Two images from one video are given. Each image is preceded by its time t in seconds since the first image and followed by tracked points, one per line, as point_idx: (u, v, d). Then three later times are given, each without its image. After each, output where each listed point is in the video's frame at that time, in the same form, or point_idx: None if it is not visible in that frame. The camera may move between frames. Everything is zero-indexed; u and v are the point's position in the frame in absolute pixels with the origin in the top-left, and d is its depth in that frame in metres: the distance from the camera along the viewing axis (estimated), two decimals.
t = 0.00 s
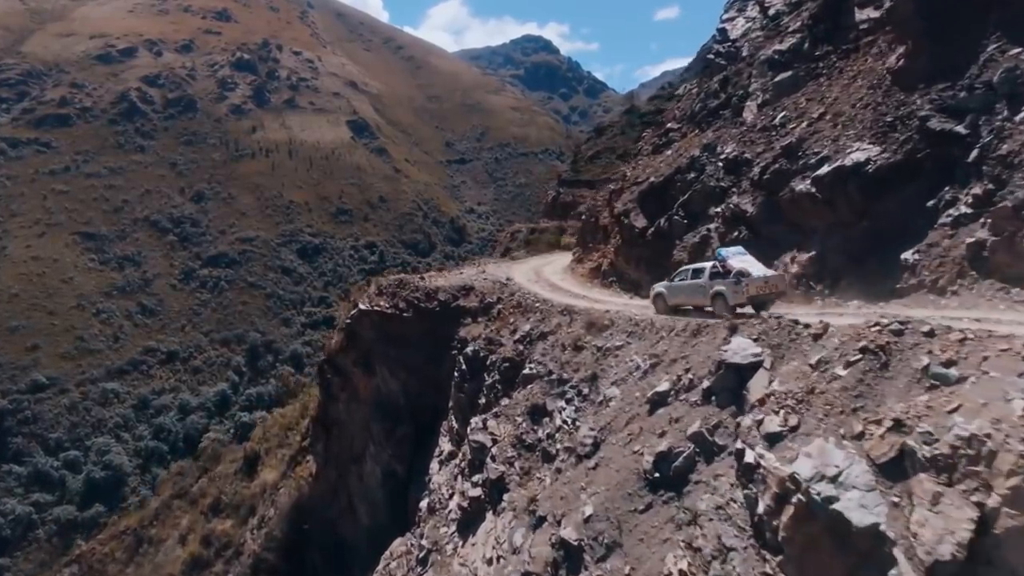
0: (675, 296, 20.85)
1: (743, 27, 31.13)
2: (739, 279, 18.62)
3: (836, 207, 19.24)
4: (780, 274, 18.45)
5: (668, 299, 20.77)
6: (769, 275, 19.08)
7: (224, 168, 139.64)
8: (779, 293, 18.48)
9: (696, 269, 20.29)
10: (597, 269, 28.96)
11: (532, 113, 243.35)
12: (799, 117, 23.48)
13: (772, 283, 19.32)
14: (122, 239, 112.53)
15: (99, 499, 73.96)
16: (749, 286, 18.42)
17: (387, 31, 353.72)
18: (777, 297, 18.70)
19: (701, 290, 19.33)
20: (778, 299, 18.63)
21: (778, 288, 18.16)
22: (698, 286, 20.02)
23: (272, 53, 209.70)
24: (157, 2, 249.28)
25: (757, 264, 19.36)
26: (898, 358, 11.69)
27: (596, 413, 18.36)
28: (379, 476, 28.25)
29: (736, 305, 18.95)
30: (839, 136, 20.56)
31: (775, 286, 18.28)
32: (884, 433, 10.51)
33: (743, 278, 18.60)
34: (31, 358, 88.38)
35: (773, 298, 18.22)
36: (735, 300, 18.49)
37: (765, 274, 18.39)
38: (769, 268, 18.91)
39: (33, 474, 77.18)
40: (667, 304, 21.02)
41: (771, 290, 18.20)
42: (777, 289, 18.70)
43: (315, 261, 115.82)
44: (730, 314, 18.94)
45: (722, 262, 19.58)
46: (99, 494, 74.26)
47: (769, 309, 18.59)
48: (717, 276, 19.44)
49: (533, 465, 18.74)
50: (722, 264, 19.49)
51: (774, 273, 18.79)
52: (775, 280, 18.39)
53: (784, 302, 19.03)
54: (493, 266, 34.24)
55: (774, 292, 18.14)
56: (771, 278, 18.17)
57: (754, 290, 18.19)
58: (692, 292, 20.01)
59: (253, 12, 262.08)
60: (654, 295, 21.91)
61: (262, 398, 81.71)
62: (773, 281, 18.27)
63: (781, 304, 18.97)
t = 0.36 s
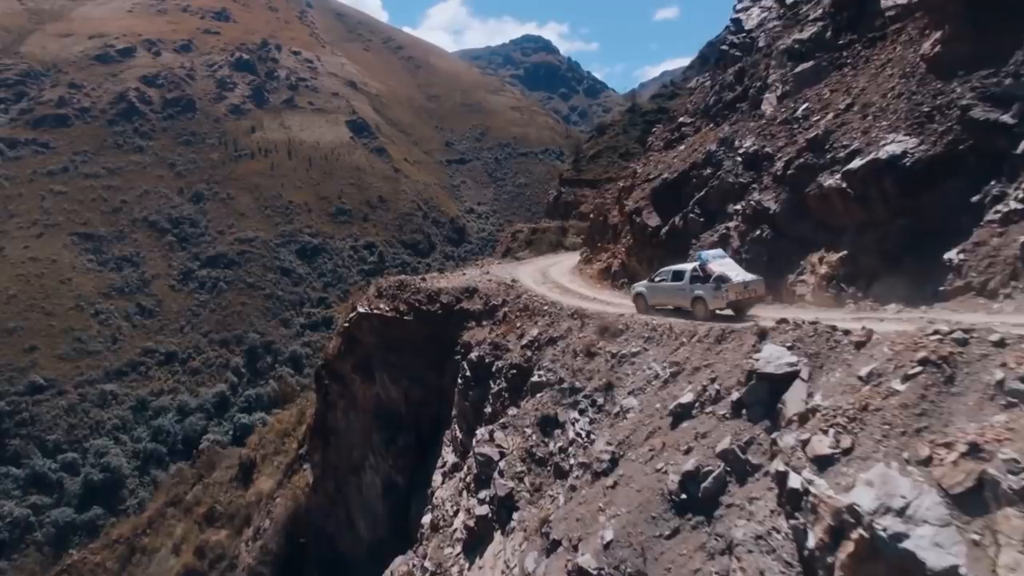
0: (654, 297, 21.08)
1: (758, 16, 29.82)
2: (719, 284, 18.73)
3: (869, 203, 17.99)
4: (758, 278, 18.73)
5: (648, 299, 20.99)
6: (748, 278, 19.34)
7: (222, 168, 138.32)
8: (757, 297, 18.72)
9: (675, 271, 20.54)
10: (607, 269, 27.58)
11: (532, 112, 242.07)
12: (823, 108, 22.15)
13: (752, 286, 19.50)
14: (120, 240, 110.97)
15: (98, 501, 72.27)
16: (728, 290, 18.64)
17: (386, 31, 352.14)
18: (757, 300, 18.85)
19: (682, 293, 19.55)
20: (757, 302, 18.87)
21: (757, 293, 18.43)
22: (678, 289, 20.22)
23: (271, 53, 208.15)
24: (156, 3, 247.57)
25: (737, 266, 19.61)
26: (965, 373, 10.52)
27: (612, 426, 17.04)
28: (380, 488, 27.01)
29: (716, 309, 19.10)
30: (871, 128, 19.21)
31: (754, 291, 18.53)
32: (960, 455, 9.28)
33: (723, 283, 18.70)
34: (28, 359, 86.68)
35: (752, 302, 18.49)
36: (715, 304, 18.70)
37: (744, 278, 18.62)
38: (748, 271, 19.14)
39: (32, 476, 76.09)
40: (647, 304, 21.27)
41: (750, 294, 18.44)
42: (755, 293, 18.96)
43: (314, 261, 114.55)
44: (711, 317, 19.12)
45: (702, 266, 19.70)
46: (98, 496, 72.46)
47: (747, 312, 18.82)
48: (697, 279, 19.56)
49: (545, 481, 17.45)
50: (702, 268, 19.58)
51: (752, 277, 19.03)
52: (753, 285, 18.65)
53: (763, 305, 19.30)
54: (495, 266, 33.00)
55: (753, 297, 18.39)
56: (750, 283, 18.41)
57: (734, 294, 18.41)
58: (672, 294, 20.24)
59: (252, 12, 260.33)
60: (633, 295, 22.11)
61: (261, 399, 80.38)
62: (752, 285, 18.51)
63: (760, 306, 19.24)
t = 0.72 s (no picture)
0: (635, 295, 21.35)
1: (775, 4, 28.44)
2: (699, 283, 18.96)
3: (909, 198, 16.64)
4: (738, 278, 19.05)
5: (628, 298, 21.27)
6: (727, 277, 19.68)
7: (221, 168, 136.75)
8: (737, 296, 19.00)
9: (656, 270, 20.84)
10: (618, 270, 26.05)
11: (532, 112, 240.83)
12: (851, 98, 20.71)
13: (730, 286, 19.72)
14: (118, 241, 109.15)
15: (95, 503, 71.84)
16: (708, 288, 18.87)
17: (384, 30, 350.17)
18: (737, 299, 19.03)
19: (662, 291, 19.85)
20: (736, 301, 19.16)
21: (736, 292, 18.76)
22: (659, 288, 20.42)
23: (270, 53, 206.32)
24: (154, 3, 245.38)
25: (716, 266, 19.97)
26: None
27: (631, 441, 15.61)
28: (378, 501, 25.61)
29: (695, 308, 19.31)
30: (906, 117, 17.81)
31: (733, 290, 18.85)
32: None
33: (703, 282, 18.92)
34: (26, 361, 84.73)
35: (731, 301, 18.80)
36: (693, 303, 19.00)
37: (724, 277, 18.92)
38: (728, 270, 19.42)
39: (28, 479, 73.98)
40: (627, 303, 21.54)
41: (729, 293, 18.75)
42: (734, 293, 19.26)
43: (314, 262, 113.14)
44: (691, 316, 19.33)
45: (682, 265, 19.94)
46: (96, 498, 71.98)
47: (726, 310, 19.10)
48: (677, 279, 19.79)
49: (558, 501, 15.99)
50: (682, 267, 19.81)
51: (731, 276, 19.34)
52: (732, 284, 18.97)
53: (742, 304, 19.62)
54: (496, 268, 31.70)
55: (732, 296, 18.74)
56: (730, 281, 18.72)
57: (713, 292, 18.66)
58: (652, 293, 20.51)
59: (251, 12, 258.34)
60: (613, 294, 22.32)
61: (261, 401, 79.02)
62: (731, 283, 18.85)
63: (740, 305, 19.52)
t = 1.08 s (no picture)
0: (615, 295, 21.08)
1: None
2: (677, 286, 18.75)
3: (959, 194, 15.22)
4: (718, 281, 18.79)
5: (609, 297, 20.93)
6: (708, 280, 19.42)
7: (220, 168, 135.13)
8: (716, 299, 18.75)
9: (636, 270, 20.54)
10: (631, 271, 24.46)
11: (532, 113, 239.46)
12: (883, 85, 19.17)
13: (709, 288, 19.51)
14: (117, 242, 107.25)
15: (94, 506, 70.47)
16: (687, 292, 18.57)
17: (384, 31, 348.25)
18: (716, 302, 18.83)
19: (641, 293, 19.55)
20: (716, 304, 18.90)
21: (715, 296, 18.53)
22: (638, 288, 20.20)
23: (269, 53, 204.52)
24: (153, 3, 243.23)
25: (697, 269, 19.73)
26: None
27: (651, 463, 14.08)
28: (373, 519, 24.08)
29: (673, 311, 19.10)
30: (951, 104, 16.29)
31: (712, 294, 18.59)
32: None
33: (681, 285, 18.71)
34: (24, 363, 83.11)
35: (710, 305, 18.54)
36: (672, 307, 18.73)
37: (703, 280, 18.66)
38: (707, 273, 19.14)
39: (25, 481, 73.22)
40: (608, 302, 21.22)
41: (708, 297, 18.48)
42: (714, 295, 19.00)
43: (313, 262, 111.70)
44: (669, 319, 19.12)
45: (660, 267, 19.73)
46: (94, 501, 70.65)
47: (707, 313, 18.82)
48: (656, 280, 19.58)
49: (570, 530, 14.43)
50: (661, 269, 19.60)
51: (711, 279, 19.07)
52: (712, 288, 18.69)
53: (724, 306, 19.34)
54: (498, 270, 30.19)
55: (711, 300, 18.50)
56: (708, 285, 18.48)
57: (691, 295, 18.41)
58: (631, 293, 20.23)
59: (251, 13, 256.44)
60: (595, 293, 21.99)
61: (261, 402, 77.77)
62: (710, 288, 18.60)
63: (721, 307, 19.22)
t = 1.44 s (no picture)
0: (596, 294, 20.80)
1: None
2: (656, 285, 18.51)
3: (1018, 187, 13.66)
4: (698, 280, 18.61)
5: (591, 295, 20.67)
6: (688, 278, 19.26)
7: (218, 168, 133.32)
8: (696, 298, 18.58)
9: (617, 268, 20.36)
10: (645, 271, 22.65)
11: (531, 113, 238.01)
12: (921, 69, 17.56)
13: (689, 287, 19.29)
14: (115, 243, 105.33)
15: (91, 509, 69.34)
16: (666, 291, 18.36)
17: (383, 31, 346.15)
18: (695, 301, 18.59)
19: (620, 292, 19.34)
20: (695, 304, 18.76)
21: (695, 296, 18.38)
22: (619, 286, 19.94)
23: (267, 53, 202.62)
24: (151, 3, 240.65)
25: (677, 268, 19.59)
26: None
27: (673, 491, 12.43)
28: (366, 540, 22.49)
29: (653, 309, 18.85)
30: (1005, 88, 14.71)
31: (692, 293, 18.41)
32: None
33: (660, 284, 18.47)
34: (20, 365, 81.75)
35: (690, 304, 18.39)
36: (651, 305, 18.56)
37: (683, 278, 18.48)
38: (688, 271, 18.91)
39: (22, 483, 71.92)
40: (589, 301, 20.91)
41: (688, 296, 18.31)
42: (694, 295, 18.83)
43: (312, 262, 110.09)
44: (650, 318, 18.88)
45: (641, 264, 19.49)
46: (92, 503, 69.61)
47: (687, 312, 18.65)
48: (636, 278, 19.31)
49: (584, 566, 12.78)
50: (642, 266, 19.34)
51: (692, 277, 18.90)
52: (692, 287, 18.51)
53: (704, 306, 19.18)
54: (497, 271, 28.63)
55: (691, 299, 18.33)
56: (687, 283, 18.34)
57: (670, 295, 18.23)
58: (610, 291, 20.05)
59: (249, 13, 254.28)
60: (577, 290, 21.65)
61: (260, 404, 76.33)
62: (691, 287, 18.43)
63: (701, 307, 19.03)
